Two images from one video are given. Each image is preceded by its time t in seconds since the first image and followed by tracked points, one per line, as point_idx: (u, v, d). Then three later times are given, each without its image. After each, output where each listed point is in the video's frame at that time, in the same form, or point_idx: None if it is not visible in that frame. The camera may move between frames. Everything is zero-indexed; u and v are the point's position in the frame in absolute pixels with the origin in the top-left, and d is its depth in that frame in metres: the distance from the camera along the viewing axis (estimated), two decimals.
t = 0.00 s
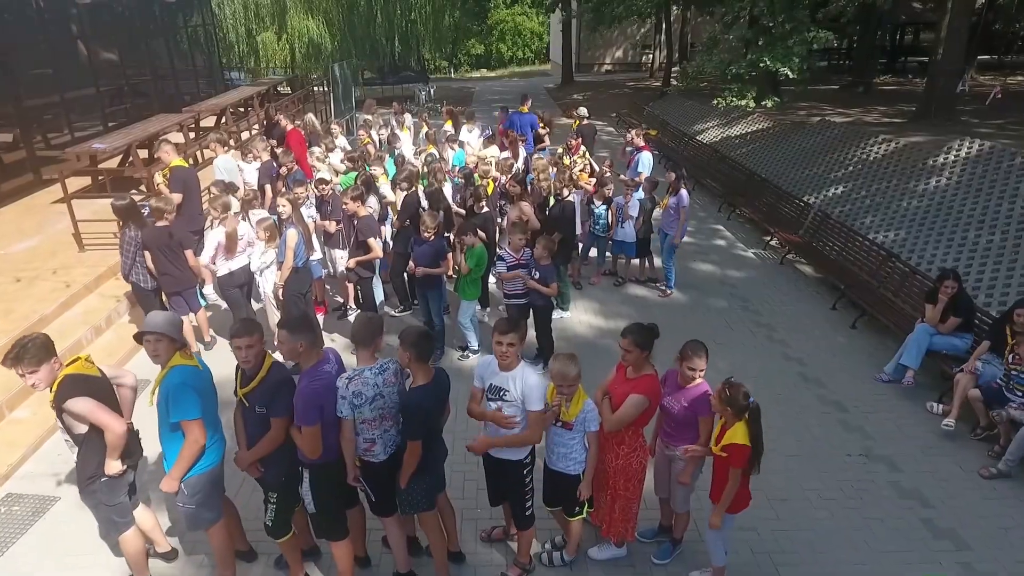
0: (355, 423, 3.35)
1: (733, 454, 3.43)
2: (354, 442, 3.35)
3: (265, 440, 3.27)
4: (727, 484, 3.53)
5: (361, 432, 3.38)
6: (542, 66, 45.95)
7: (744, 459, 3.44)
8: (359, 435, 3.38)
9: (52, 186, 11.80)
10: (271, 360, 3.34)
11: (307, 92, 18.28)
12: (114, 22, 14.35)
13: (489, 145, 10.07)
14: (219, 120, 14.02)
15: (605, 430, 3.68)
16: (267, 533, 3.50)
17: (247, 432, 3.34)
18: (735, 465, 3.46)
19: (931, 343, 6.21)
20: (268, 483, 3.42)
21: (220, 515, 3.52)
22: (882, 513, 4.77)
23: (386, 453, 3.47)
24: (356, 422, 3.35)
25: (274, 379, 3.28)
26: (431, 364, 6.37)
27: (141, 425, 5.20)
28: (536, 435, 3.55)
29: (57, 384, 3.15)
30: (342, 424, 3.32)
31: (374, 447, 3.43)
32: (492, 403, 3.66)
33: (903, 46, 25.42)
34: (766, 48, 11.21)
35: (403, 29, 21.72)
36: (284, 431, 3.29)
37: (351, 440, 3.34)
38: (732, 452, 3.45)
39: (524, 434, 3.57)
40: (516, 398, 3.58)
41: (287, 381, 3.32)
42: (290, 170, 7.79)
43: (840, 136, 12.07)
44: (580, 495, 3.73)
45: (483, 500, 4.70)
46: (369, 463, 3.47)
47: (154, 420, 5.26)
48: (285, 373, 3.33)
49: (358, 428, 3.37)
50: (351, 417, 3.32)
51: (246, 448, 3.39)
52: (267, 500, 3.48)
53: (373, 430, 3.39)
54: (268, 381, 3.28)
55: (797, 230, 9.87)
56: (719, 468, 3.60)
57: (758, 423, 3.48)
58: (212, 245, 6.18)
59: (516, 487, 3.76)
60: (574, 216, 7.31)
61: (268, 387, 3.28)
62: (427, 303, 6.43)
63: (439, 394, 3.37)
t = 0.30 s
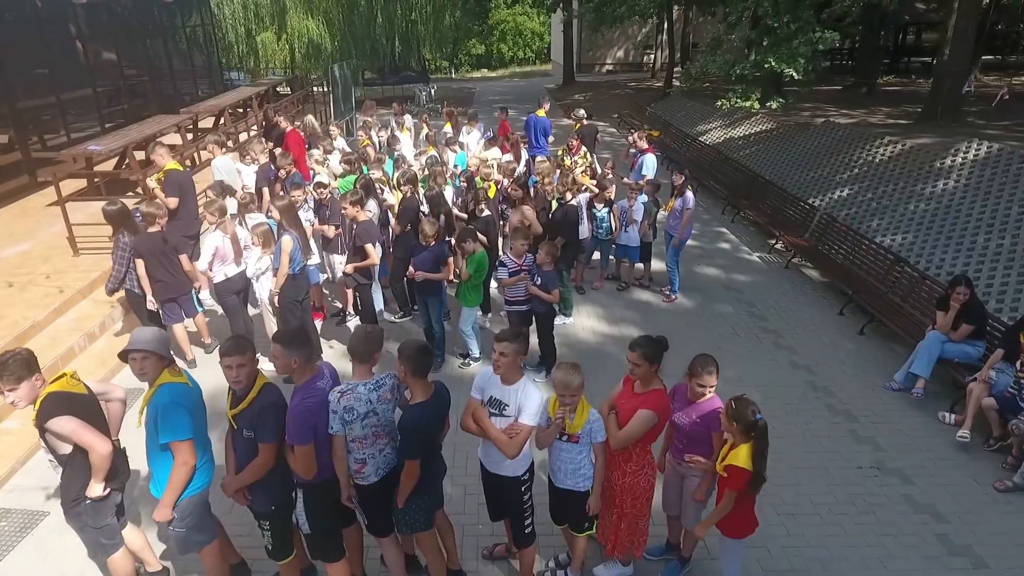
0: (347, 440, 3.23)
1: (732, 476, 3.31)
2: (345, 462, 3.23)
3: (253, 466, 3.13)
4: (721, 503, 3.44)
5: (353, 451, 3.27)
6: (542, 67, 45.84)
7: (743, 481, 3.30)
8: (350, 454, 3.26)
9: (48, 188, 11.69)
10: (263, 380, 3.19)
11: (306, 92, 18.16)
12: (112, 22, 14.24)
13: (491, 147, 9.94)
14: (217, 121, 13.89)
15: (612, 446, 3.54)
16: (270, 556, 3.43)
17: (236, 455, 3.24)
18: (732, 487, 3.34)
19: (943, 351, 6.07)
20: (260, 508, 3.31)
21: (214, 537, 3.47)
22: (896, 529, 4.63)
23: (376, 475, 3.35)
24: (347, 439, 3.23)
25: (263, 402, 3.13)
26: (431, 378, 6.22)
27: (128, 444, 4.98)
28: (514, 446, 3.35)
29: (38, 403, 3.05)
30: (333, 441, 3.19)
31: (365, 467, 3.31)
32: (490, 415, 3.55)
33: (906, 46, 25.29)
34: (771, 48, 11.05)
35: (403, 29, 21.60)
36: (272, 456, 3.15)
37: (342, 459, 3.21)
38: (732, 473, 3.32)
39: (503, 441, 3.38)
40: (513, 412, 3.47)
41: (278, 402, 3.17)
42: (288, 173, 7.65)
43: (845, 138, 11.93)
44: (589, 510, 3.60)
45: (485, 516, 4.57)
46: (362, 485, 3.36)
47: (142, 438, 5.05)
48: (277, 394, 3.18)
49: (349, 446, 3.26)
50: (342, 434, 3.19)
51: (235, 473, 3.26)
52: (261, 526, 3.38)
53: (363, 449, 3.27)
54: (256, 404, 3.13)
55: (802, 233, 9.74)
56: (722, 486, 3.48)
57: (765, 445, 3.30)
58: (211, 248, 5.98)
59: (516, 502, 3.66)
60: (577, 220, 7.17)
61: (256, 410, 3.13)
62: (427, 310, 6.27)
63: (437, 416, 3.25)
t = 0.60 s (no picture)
0: (346, 461, 3.13)
1: (741, 498, 3.19)
2: (344, 482, 3.15)
3: (244, 493, 3.03)
4: (731, 525, 3.32)
5: (353, 471, 3.19)
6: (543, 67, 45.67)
7: (753, 504, 3.17)
8: (349, 474, 3.17)
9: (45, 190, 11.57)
10: (253, 401, 3.08)
11: (306, 93, 18.03)
12: (111, 22, 14.11)
13: (492, 148, 9.80)
14: (217, 122, 13.76)
15: (619, 463, 3.41)
16: None
17: (231, 480, 3.15)
18: (742, 510, 3.22)
19: (956, 359, 5.92)
20: (252, 530, 3.22)
21: (207, 554, 3.36)
22: (910, 545, 4.50)
23: (377, 494, 3.27)
24: (346, 459, 3.14)
25: (253, 425, 3.01)
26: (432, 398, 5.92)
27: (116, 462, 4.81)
28: (506, 455, 3.20)
29: (22, 421, 2.93)
30: (332, 461, 3.11)
31: (365, 487, 3.22)
32: (490, 426, 3.38)
33: (910, 47, 25.10)
34: (776, 49, 10.90)
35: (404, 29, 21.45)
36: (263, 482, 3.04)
37: (341, 479, 3.13)
38: (742, 496, 3.19)
39: (495, 450, 3.24)
40: (513, 425, 3.28)
41: (269, 425, 3.05)
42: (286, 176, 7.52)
43: (851, 139, 11.79)
44: (597, 528, 3.48)
45: (486, 531, 4.43)
46: (360, 506, 3.27)
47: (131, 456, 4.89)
48: (268, 416, 3.07)
49: (349, 466, 3.17)
50: (341, 455, 3.10)
51: (227, 497, 3.18)
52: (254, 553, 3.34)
53: (364, 469, 3.18)
54: (246, 427, 3.01)
55: (808, 237, 9.60)
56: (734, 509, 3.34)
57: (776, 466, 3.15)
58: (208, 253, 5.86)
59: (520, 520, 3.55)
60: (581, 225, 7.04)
61: (246, 433, 3.02)
62: (428, 316, 6.14)
63: (433, 435, 3.19)
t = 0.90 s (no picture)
0: (344, 480, 3.04)
1: (756, 523, 3.09)
2: (342, 502, 3.06)
3: (227, 513, 2.98)
4: (751, 556, 3.18)
5: (351, 491, 3.09)
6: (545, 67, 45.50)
7: (770, 530, 3.06)
8: (347, 494, 3.08)
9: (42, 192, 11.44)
10: (243, 418, 3.03)
11: (306, 94, 17.89)
12: (110, 22, 13.97)
13: (494, 150, 9.66)
14: (216, 124, 13.63)
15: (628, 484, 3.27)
16: None
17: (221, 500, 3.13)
18: (759, 536, 3.10)
19: (970, 367, 5.78)
20: (240, 548, 3.20)
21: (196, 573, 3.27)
22: (927, 562, 4.36)
23: (378, 513, 3.19)
24: (345, 479, 3.05)
25: (239, 445, 2.96)
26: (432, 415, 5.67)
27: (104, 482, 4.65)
28: (511, 479, 3.09)
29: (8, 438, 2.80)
30: (329, 481, 3.03)
31: (365, 507, 3.15)
32: (493, 441, 3.24)
33: (915, 46, 24.92)
34: (783, 50, 10.76)
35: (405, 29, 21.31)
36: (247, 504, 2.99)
37: (338, 499, 3.04)
38: (758, 521, 3.09)
39: (501, 472, 3.12)
40: (517, 442, 3.16)
41: (254, 446, 2.98)
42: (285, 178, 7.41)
43: (858, 141, 11.65)
44: (599, 552, 3.35)
45: (489, 547, 4.30)
46: (359, 525, 3.19)
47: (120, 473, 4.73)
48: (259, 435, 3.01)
49: (347, 486, 3.08)
50: (338, 474, 3.01)
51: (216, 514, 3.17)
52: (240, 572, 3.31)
53: (362, 489, 3.09)
54: (233, 446, 2.96)
55: (815, 240, 9.46)
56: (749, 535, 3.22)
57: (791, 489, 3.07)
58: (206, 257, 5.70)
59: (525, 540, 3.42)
60: (586, 229, 6.91)
61: (231, 453, 2.96)
62: (429, 323, 6.01)
63: (433, 454, 3.07)
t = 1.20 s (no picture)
0: (344, 502, 2.95)
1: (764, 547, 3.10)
2: (342, 523, 2.97)
3: (215, 531, 2.89)
4: None
5: (351, 512, 3.00)
6: (547, 67, 45.40)
7: (778, 555, 3.06)
8: (348, 515, 3.00)
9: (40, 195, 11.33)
10: (234, 434, 2.96)
11: (308, 95, 17.78)
12: (110, 22, 13.85)
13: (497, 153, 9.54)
14: (217, 126, 13.52)
15: (638, 505, 3.15)
16: None
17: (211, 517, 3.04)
18: (769, 560, 3.11)
19: (985, 376, 5.64)
20: (230, 566, 3.11)
21: None
22: None
23: (379, 535, 3.08)
24: (345, 500, 2.96)
25: (225, 464, 2.86)
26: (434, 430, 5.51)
27: (91, 497, 4.50)
28: (519, 499, 2.96)
29: None
30: (328, 503, 2.94)
31: (366, 528, 3.05)
32: (499, 458, 3.11)
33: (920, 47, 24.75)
34: (790, 51, 10.62)
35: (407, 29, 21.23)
36: (235, 523, 2.90)
37: (338, 519, 2.96)
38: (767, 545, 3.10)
39: (508, 492, 2.99)
40: (523, 460, 3.01)
41: (243, 463, 2.89)
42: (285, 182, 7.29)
43: (865, 143, 11.51)
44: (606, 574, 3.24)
45: (492, 562, 4.17)
46: (361, 546, 3.09)
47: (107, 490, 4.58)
48: (249, 452, 2.94)
49: (347, 507, 2.99)
50: (338, 496, 2.93)
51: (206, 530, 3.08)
52: None
53: (363, 510, 3.00)
54: (220, 464, 2.87)
55: (823, 243, 9.33)
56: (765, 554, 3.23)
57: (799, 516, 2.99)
58: (204, 264, 5.59)
59: (529, 559, 3.31)
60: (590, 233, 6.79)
61: (218, 471, 2.87)
62: (430, 330, 5.89)
63: (434, 474, 2.94)
